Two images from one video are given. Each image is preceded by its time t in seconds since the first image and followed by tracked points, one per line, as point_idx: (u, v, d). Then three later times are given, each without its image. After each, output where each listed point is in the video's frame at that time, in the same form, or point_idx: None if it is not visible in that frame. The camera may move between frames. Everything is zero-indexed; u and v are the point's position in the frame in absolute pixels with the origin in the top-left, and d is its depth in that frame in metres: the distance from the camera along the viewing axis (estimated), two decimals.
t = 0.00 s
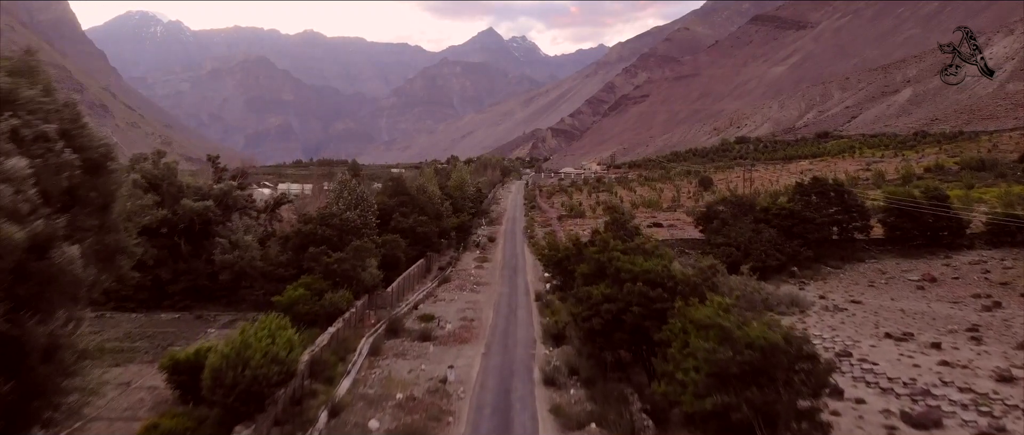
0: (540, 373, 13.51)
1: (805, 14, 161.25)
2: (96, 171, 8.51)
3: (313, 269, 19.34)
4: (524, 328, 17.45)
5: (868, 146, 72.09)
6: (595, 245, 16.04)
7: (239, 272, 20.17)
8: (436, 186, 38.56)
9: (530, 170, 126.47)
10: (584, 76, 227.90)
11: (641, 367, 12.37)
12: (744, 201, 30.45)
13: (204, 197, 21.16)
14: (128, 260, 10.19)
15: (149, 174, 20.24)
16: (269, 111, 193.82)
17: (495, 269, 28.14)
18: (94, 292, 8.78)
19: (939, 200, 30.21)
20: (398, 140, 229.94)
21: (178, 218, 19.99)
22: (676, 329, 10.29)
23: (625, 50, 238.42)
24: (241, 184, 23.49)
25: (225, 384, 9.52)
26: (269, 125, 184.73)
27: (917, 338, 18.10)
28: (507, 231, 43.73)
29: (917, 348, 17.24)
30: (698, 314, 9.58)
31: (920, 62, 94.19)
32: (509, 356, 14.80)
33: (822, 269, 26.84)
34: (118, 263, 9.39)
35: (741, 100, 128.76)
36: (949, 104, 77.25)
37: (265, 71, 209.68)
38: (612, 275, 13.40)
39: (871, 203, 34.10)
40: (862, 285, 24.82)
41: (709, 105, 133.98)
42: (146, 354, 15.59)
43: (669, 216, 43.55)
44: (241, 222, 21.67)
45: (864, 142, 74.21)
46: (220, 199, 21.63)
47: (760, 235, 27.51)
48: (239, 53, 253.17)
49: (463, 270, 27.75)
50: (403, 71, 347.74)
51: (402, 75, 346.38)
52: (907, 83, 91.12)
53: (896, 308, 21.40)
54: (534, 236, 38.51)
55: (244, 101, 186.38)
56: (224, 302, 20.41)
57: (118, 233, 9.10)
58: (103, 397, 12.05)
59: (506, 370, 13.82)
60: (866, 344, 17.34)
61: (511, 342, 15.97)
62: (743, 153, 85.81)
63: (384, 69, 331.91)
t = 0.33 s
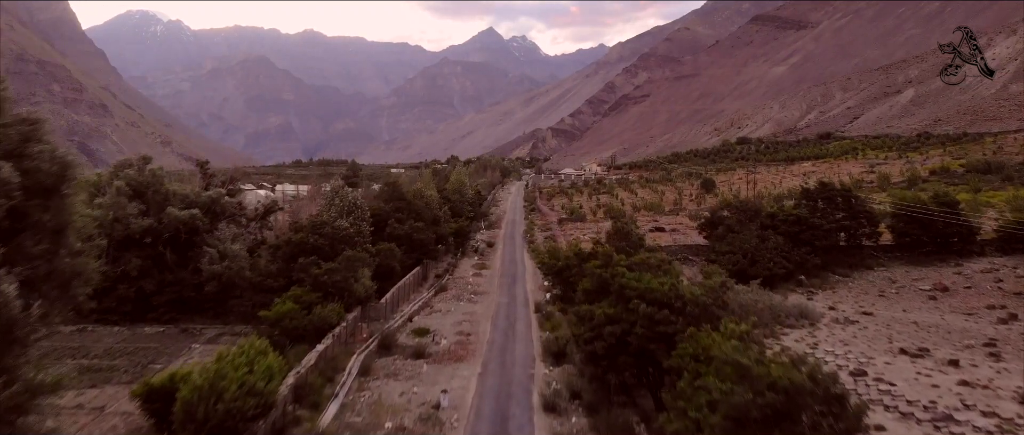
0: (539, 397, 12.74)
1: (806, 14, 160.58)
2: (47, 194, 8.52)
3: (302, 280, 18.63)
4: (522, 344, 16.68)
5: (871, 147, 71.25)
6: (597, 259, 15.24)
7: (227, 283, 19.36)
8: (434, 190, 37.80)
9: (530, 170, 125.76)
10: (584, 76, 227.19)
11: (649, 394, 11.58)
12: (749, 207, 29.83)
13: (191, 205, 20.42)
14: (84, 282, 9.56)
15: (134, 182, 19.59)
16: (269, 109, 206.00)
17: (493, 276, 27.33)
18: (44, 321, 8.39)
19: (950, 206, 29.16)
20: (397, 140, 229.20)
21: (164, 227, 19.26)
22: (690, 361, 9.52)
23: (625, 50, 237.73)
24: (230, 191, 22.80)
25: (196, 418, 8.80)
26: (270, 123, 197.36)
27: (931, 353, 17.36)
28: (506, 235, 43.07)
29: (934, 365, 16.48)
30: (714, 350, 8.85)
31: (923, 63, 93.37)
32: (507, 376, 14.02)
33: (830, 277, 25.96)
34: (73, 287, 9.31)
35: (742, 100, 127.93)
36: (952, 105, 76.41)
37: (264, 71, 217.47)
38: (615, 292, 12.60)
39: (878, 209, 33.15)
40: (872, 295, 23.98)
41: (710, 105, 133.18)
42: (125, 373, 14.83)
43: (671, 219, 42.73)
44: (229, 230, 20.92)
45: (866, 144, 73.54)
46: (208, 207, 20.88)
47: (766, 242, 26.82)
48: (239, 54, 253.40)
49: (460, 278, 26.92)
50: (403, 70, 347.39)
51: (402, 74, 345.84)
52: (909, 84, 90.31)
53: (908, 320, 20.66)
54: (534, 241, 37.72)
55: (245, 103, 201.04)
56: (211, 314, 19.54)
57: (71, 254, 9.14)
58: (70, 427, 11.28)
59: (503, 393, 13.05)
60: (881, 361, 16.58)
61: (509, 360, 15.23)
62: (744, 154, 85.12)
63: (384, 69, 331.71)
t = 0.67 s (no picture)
0: (538, 425, 11.94)
1: (807, 14, 159.86)
2: None
3: (291, 294, 17.83)
4: (520, 362, 15.85)
5: (873, 148, 70.47)
6: (598, 274, 14.45)
7: (214, 296, 18.53)
8: (431, 194, 36.96)
9: (529, 170, 125.04)
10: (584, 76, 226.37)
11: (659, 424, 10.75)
12: (754, 212, 29.09)
13: (177, 214, 19.61)
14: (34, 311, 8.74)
15: (116, 189, 18.78)
16: (270, 108, 210.29)
17: (492, 285, 26.44)
18: None
19: (959, 212, 28.35)
20: (397, 139, 228.22)
21: (146, 237, 18.40)
22: (702, 397, 8.72)
23: (625, 50, 236.88)
24: (218, 198, 21.97)
25: None
26: (270, 123, 201.80)
27: (947, 370, 16.56)
28: (505, 240, 42.25)
29: (953, 384, 15.67)
30: (732, 390, 8.05)
31: (925, 63, 92.55)
32: (505, 400, 13.20)
33: (838, 286, 25.14)
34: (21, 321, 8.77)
35: (743, 100, 127.16)
36: (954, 106, 75.59)
37: (264, 71, 223.12)
38: (618, 312, 11.86)
39: (887, 214, 32.32)
40: (883, 305, 23.19)
41: (710, 105, 132.40)
42: (101, 395, 14.07)
43: (674, 223, 41.94)
44: (216, 239, 20.09)
45: (868, 145, 72.77)
46: (194, 216, 20.05)
47: (773, 249, 26.06)
48: (239, 52, 254.28)
49: (457, 286, 26.11)
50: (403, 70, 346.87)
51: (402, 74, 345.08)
52: (910, 85, 89.56)
53: (921, 333, 19.86)
54: (534, 247, 36.95)
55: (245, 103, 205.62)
56: (197, 328, 18.83)
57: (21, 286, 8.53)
58: None
59: (501, 420, 12.23)
60: (897, 379, 15.81)
61: (507, 381, 14.42)
62: (745, 155, 84.44)
63: (384, 69, 331.33)
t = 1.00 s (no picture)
0: None
1: (807, 13, 159.16)
2: None
3: (277, 308, 17.02)
4: (518, 383, 15.04)
5: (876, 149, 69.69)
6: (601, 290, 13.56)
7: (200, 312, 17.69)
8: (428, 198, 36.13)
9: (528, 170, 124.36)
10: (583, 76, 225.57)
11: None
12: (759, 218, 28.25)
13: (160, 224, 18.69)
14: None
15: (96, 198, 17.85)
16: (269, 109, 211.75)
17: (490, 293, 25.67)
18: None
19: (968, 219, 27.44)
20: (397, 139, 227.49)
21: (127, 248, 17.46)
22: None
23: (625, 50, 236.16)
24: (205, 207, 21.12)
25: None
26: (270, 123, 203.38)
27: (965, 389, 15.74)
28: (504, 244, 41.44)
29: (973, 405, 14.81)
30: None
31: (926, 63, 91.77)
32: (502, 428, 12.40)
33: (847, 296, 24.30)
34: None
35: (743, 100, 126.42)
36: (957, 106, 74.82)
37: (264, 71, 224.79)
38: (623, 335, 11.12)
39: (895, 219, 31.46)
40: (894, 316, 22.38)
41: (710, 105, 131.66)
42: (73, 420, 13.28)
43: (676, 227, 41.05)
44: (200, 249, 19.21)
45: (870, 146, 72.09)
46: (179, 226, 19.13)
47: (780, 257, 25.26)
48: (239, 52, 255.27)
49: (453, 295, 25.30)
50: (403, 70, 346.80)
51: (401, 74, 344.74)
52: (912, 85, 88.81)
53: (937, 348, 18.95)
54: (533, 252, 36.19)
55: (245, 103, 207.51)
56: (181, 343, 18.11)
57: None
58: None
59: None
60: (914, 400, 14.98)
61: (505, 405, 13.59)
62: (746, 155, 83.83)
63: (384, 69, 331.33)
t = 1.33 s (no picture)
0: None
1: (807, 14, 158.29)
2: None
3: (263, 324, 16.22)
4: (516, 406, 14.24)
5: (879, 151, 68.85)
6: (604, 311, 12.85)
7: (184, 328, 16.89)
8: (424, 202, 35.34)
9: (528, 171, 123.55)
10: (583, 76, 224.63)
11: None
12: (765, 225, 27.37)
13: (142, 234, 17.88)
14: None
15: (74, 208, 17.08)
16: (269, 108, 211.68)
17: (487, 303, 24.86)
18: None
19: (980, 225, 26.54)
20: (396, 139, 226.72)
21: (106, 261, 16.65)
22: None
23: (624, 50, 235.15)
24: (191, 215, 20.29)
25: None
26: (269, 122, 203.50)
27: (989, 411, 14.83)
28: (502, 249, 40.57)
29: (997, 428, 13.94)
30: None
31: (928, 63, 90.92)
32: None
33: (856, 307, 23.46)
34: None
35: (744, 101, 125.56)
36: (959, 107, 73.97)
37: (263, 71, 224.76)
38: (629, 362, 10.43)
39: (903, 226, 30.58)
40: (906, 329, 21.59)
41: (710, 105, 130.77)
42: None
43: (678, 232, 40.16)
44: (185, 261, 18.42)
45: (872, 147, 71.25)
46: (161, 236, 18.30)
47: (787, 266, 24.51)
48: (239, 52, 255.04)
49: (450, 305, 24.50)
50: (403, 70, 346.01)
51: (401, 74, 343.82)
52: (913, 85, 87.96)
53: (953, 363, 18.14)
54: (532, 258, 35.37)
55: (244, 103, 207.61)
56: (163, 360, 17.32)
57: None
58: None
59: None
60: (934, 424, 14.12)
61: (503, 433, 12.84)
62: (747, 156, 83.03)
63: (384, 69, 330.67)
